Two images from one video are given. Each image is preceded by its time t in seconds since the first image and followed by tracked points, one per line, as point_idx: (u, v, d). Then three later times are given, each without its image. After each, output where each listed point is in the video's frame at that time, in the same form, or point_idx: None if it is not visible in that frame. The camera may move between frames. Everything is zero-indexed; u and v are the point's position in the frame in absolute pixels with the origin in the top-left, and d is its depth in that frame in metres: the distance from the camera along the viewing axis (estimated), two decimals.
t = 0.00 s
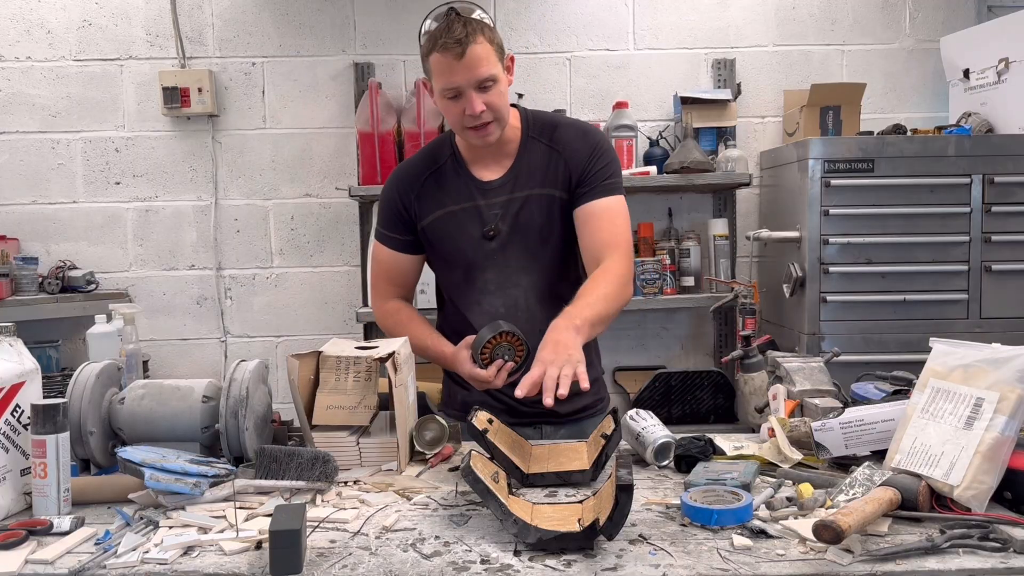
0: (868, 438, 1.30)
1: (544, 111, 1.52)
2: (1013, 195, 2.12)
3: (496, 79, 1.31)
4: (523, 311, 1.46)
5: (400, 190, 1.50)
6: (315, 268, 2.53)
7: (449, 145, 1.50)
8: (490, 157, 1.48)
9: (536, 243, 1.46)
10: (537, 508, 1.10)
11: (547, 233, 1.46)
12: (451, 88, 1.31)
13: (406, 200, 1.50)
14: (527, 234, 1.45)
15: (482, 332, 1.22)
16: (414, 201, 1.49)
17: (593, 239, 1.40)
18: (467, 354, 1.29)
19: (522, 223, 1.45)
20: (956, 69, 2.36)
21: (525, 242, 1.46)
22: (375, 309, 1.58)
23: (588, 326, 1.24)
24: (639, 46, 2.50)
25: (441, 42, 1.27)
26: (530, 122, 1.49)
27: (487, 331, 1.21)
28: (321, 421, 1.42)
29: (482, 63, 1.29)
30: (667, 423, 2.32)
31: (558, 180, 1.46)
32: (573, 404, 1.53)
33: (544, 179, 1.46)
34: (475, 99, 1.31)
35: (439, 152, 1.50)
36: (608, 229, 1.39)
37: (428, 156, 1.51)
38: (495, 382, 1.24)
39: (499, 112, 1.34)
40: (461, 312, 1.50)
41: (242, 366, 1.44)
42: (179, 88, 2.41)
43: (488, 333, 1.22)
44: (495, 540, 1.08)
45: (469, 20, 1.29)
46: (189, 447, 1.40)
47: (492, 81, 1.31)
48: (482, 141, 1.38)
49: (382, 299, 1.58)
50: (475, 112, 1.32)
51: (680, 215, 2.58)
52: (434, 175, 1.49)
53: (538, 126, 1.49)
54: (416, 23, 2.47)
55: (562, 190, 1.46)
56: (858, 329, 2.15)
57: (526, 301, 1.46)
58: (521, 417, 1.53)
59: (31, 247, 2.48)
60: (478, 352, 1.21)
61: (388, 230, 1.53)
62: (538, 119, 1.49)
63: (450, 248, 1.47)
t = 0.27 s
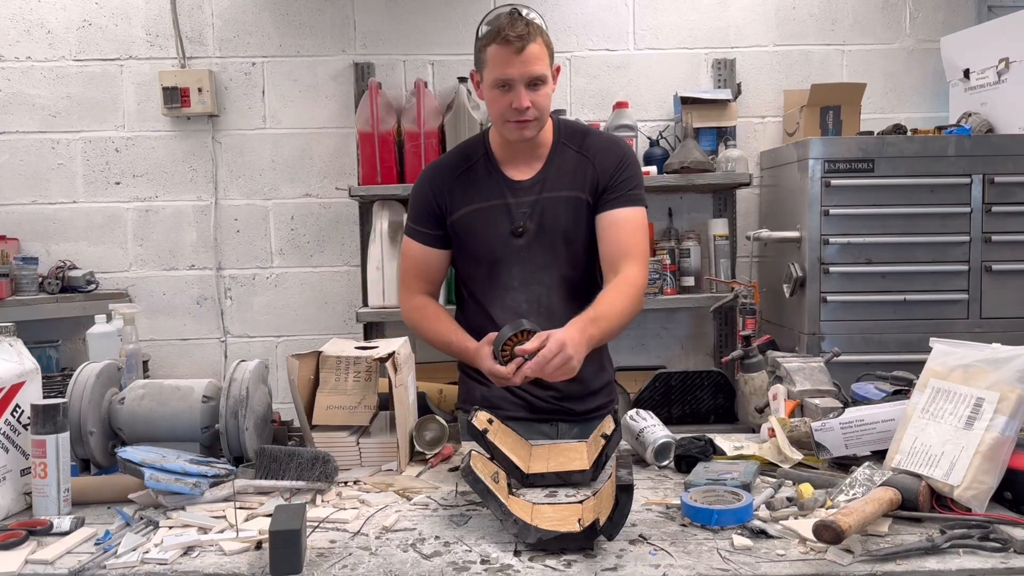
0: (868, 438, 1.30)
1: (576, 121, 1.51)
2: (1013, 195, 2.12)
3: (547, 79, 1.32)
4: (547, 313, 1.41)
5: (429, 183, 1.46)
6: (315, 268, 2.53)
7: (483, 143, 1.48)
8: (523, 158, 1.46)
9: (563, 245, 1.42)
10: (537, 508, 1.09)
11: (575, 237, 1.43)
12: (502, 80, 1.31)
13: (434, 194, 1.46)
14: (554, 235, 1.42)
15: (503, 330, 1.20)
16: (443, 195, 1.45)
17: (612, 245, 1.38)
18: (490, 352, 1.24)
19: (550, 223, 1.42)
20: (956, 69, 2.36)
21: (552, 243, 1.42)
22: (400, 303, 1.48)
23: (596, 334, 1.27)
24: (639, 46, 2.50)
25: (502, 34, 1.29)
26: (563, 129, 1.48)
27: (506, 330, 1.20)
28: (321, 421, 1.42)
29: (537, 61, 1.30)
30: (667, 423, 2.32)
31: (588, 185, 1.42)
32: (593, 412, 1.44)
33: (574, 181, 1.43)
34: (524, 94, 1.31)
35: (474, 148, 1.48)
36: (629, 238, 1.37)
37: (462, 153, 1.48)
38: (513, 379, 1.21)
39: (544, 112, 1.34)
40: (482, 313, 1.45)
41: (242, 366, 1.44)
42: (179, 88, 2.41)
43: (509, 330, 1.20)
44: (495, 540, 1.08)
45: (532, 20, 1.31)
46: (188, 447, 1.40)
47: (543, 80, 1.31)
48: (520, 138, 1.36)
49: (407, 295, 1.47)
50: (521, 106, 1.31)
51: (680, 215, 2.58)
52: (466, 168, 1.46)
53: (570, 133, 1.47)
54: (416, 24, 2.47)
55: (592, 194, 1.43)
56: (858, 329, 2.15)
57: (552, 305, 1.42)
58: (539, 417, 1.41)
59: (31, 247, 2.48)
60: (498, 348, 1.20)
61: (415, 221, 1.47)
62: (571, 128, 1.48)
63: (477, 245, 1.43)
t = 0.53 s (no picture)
0: (868, 438, 1.30)
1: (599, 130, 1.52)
2: (1013, 195, 2.12)
3: (582, 80, 1.35)
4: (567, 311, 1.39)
5: (453, 177, 1.44)
6: (315, 268, 2.53)
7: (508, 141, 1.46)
8: (549, 158, 1.44)
9: (586, 244, 1.42)
10: (537, 507, 1.08)
11: (597, 239, 1.42)
12: (540, 73, 1.32)
13: (457, 187, 1.43)
14: (578, 233, 1.41)
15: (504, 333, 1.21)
16: (466, 189, 1.42)
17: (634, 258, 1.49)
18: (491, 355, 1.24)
19: (574, 223, 1.41)
20: (956, 69, 2.36)
21: (575, 241, 1.41)
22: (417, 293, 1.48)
23: (625, 318, 1.33)
24: (639, 46, 2.50)
25: (547, 29, 1.32)
26: (587, 134, 1.48)
27: (505, 335, 1.20)
28: (321, 421, 1.42)
29: (575, 59, 1.33)
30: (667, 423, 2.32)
31: (612, 188, 1.43)
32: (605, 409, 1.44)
33: (599, 185, 1.43)
34: (559, 89, 1.33)
35: (498, 145, 1.46)
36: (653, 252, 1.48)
37: (487, 150, 1.46)
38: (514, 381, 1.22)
39: (575, 110, 1.35)
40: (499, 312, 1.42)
41: (242, 366, 1.45)
42: (180, 88, 2.41)
43: (511, 334, 1.20)
44: (495, 540, 1.08)
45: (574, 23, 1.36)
46: (188, 448, 1.40)
47: (578, 78, 1.34)
48: (547, 135, 1.36)
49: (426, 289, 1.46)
50: (555, 99, 1.32)
51: (680, 215, 2.58)
52: (491, 162, 1.44)
53: (594, 139, 1.48)
54: (416, 24, 2.47)
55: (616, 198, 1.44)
56: (858, 329, 2.15)
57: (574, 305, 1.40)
58: (552, 414, 1.39)
59: (31, 247, 2.48)
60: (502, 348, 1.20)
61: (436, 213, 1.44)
62: (595, 134, 1.49)
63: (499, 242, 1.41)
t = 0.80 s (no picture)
0: (868, 438, 1.30)
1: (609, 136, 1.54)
2: (1013, 195, 2.12)
3: (608, 86, 1.36)
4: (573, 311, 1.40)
5: (467, 170, 1.43)
6: (315, 268, 2.53)
7: (523, 139, 1.46)
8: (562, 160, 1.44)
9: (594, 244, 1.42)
10: (537, 508, 1.07)
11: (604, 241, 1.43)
12: (568, 72, 1.33)
13: (471, 181, 1.42)
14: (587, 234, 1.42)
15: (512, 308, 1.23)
16: (478, 183, 1.42)
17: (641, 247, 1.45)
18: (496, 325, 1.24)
19: (584, 224, 1.42)
20: (956, 69, 2.35)
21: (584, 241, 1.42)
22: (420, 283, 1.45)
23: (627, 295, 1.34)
24: (639, 46, 2.50)
25: (582, 30, 1.33)
26: (598, 139, 1.49)
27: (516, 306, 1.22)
28: (320, 421, 1.42)
29: (604, 64, 1.34)
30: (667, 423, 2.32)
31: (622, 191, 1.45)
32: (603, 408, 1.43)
33: (608, 189, 1.44)
34: (585, 91, 1.33)
35: (512, 143, 1.47)
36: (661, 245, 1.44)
37: (501, 146, 1.46)
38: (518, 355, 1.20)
39: (597, 115, 1.35)
40: (504, 308, 1.41)
41: (242, 366, 1.45)
42: (180, 88, 2.41)
43: (517, 308, 1.22)
44: (495, 540, 1.08)
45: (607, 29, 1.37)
46: (188, 448, 1.40)
47: (605, 83, 1.35)
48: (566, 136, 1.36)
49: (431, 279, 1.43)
50: (580, 100, 1.33)
51: (680, 215, 2.58)
52: (504, 159, 1.44)
53: (605, 144, 1.49)
54: (416, 24, 2.47)
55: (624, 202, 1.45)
56: (858, 329, 2.15)
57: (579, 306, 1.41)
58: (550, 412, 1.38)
59: (31, 247, 2.48)
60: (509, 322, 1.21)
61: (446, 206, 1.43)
62: (607, 140, 1.50)
63: (509, 238, 1.41)
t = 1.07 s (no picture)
0: (868, 438, 1.30)
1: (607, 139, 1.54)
2: (1013, 195, 2.12)
3: (604, 86, 1.35)
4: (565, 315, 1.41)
5: (465, 169, 1.43)
6: (315, 268, 2.53)
7: (521, 139, 1.46)
8: (558, 160, 1.44)
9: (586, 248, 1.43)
10: (537, 508, 1.07)
11: (597, 245, 1.44)
12: (563, 73, 1.32)
13: (468, 180, 1.42)
14: (580, 237, 1.42)
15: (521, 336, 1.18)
16: (475, 182, 1.42)
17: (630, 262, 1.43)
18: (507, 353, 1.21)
19: (578, 227, 1.42)
20: (956, 69, 2.36)
21: (577, 244, 1.42)
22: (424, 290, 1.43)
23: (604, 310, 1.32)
24: (639, 46, 2.50)
25: (576, 31, 1.32)
26: (596, 142, 1.49)
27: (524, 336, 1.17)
28: (321, 421, 1.42)
29: (600, 64, 1.34)
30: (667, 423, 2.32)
31: (616, 195, 1.45)
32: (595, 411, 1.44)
33: (604, 192, 1.44)
34: (581, 91, 1.33)
35: (510, 141, 1.47)
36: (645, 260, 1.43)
37: (498, 146, 1.46)
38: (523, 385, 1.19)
39: (593, 115, 1.35)
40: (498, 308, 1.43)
41: (242, 366, 1.45)
42: (180, 88, 2.41)
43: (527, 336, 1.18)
44: (495, 540, 1.08)
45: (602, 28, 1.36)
46: (188, 448, 1.40)
47: (600, 83, 1.34)
48: (563, 137, 1.36)
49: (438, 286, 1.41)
50: (575, 101, 1.32)
51: (680, 215, 2.58)
52: (501, 158, 1.44)
53: (602, 147, 1.49)
54: (416, 24, 2.47)
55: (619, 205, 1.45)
56: (858, 329, 2.15)
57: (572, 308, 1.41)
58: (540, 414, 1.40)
59: (31, 247, 2.48)
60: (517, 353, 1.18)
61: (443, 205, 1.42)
62: (604, 142, 1.51)
63: (505, 238, 1.41)
